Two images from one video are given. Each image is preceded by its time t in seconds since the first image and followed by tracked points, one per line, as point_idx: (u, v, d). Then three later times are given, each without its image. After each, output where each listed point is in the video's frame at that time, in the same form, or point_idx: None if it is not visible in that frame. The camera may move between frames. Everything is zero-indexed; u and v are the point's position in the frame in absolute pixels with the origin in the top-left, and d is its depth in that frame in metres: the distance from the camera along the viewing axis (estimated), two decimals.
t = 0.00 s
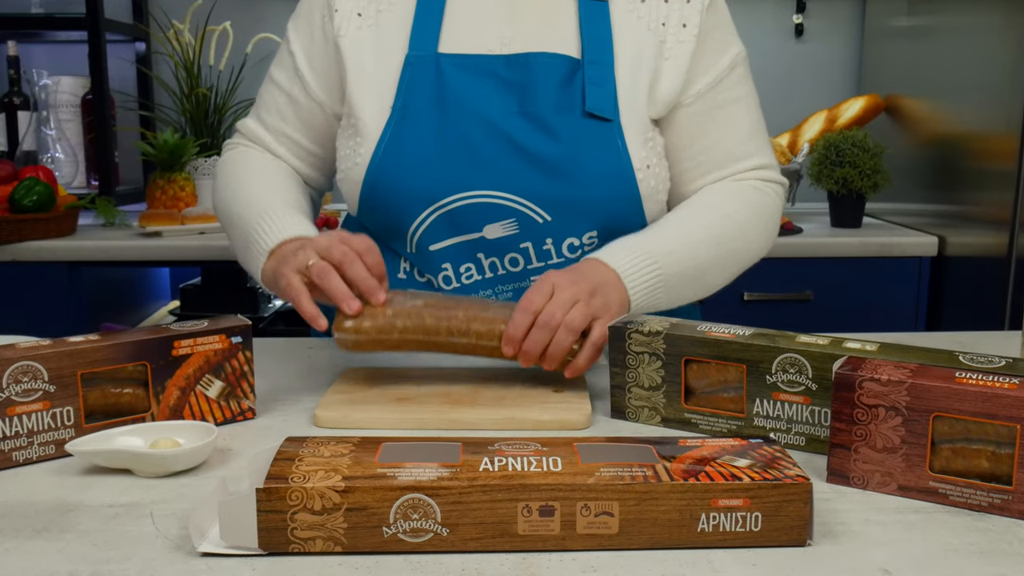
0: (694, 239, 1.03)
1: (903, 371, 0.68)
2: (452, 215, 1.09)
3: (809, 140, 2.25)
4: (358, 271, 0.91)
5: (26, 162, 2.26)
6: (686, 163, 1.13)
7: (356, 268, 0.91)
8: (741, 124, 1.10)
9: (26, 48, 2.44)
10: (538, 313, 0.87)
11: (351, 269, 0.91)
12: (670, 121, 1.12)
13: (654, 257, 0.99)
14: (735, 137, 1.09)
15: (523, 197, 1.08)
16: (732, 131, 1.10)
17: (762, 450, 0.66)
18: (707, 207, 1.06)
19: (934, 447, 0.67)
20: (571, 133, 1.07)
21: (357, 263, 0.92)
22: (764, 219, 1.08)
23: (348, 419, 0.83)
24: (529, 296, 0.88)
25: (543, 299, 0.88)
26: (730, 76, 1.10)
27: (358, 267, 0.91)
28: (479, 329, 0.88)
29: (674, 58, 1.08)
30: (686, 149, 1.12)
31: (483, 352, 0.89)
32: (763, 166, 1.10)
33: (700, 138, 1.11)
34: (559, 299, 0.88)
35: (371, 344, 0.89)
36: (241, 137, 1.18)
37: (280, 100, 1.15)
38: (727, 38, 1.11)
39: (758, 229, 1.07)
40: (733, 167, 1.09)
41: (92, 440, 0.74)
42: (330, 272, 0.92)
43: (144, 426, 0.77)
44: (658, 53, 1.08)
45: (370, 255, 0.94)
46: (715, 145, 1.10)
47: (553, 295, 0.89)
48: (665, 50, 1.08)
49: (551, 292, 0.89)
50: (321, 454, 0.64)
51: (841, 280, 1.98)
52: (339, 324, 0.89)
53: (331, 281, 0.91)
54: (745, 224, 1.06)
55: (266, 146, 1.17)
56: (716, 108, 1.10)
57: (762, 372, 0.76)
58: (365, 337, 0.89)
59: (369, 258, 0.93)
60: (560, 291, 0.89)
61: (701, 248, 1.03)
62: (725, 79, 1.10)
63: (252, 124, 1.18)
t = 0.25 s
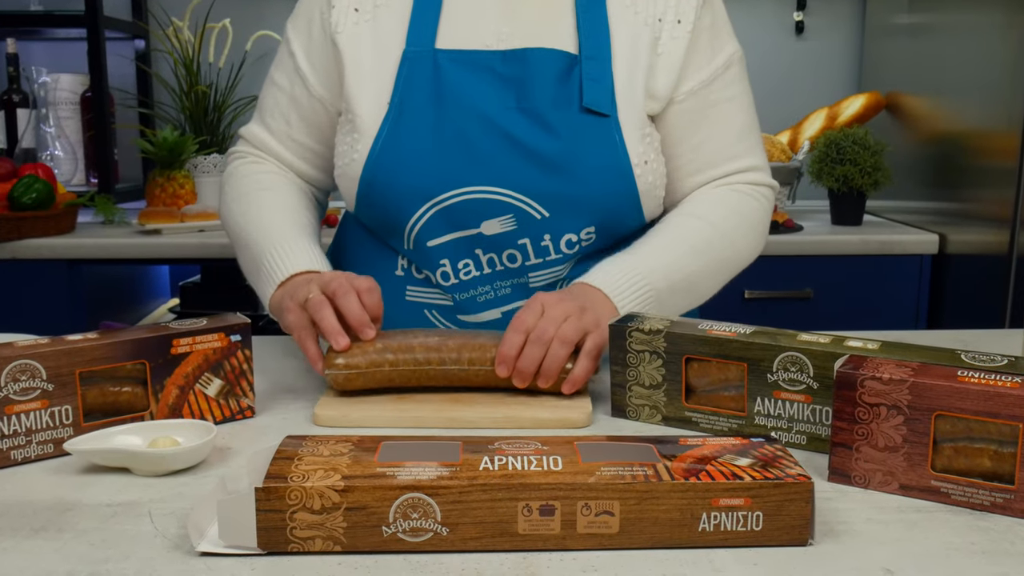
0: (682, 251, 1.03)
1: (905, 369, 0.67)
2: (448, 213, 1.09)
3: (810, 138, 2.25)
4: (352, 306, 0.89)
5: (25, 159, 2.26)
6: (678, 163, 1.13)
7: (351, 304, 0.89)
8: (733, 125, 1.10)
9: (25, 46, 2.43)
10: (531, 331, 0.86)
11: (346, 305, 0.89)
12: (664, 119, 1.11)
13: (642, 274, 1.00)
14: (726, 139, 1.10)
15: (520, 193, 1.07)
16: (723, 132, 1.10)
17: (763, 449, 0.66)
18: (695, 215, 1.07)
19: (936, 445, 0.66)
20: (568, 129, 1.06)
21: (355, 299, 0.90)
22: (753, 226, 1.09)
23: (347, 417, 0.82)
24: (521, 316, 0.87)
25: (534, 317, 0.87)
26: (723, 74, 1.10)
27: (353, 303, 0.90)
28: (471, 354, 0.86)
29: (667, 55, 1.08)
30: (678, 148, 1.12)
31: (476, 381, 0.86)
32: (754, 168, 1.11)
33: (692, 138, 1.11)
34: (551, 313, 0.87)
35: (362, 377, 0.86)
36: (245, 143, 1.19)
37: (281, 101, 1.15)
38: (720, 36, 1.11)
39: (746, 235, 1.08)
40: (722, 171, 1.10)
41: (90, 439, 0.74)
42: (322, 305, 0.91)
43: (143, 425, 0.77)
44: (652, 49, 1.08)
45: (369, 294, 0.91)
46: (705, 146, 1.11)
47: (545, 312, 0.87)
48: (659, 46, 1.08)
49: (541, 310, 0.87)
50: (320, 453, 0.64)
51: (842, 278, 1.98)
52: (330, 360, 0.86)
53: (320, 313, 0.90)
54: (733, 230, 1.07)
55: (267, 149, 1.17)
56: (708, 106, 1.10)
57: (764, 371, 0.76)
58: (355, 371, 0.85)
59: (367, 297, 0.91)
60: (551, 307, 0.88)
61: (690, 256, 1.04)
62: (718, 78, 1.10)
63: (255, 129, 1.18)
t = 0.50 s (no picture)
0: (681, 251, 1.03)
1: (906, 368, 0.67)
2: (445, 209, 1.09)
3: (810, 136, 2.25)
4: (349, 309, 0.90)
5: (25, 157, 2.26)
6: (677, 161, 1.12)
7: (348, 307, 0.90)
8: (732, 123, 1.10)
9: (24, 43, 2.43)
10: (526, 332, 0.86)
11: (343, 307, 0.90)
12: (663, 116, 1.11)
13: (639, 273, 0.99)
14: (724, 137, 1.09)
15: (519, 188, 1.07)
16: (722, 130, 1.09)
17: (764, 448, 0.66)
18: (693, 215, 1.07)
19: (937, 445, 0.66)
20: (567, 124, 1.06)
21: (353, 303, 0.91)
22: (751, 226, 1.09)
23: (346, 417, 0.82)
24: (516, 318, 0.87)
25: (530, 319, 0.87)
26: (723, 73, 1.09)
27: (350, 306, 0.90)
28: (467, 354, 0.85)
29: (666, 51, 1.07)
30: (677, 146, 1.12)
31: (472, 382, 0.86)
32: (752, 167, 1.10)
33: (691, 135, 1.10)
34: (547, 314, 0.87)
35: (359, 378, 0.85)
36: (243, 137, 1.18)
37: (280, 96, 1.15)
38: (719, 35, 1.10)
39: (744, 235, 1.08)
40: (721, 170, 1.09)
41: (88, 438, 0.74)
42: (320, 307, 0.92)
43: (142, 424, 0.77)
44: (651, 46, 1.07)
45: (365, 299, 0.92)
46: (704, 144, 1.10)
47: (541, 313, 0.87)
48: (658, 43, 1.07)
49: (536, 312, 0.88)
50: (319, 452, 0.63)
51: (842, 276, 1.98)
52: (328, 363, 0.86)
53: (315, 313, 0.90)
54: (731, 230, 1.07)
55: (266, 143, 1.16)
56: (707, 104, 1.09)
57: (765, 369, 0.76)
58: (351, 373, 0.85)
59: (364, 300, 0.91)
60: (547, 309, 0.88)
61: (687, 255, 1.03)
62: (718, 76, 1.09)
63: (253, 123, 1.18)
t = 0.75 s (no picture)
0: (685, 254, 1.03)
1: (908, 366, 0.67)
2: (442, 201, 1.09)
3: (812, 133, 2.25)
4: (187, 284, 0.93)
5: (24, 155, 2.25)
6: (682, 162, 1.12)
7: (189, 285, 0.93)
8: (739, 131, 1.10)
9: (24, 40, 2.42)
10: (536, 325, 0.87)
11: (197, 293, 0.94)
12: (668, 117, 1.10)
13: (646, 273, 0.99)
14: (732, 143, 1.09)
15: (518, 181, 1.07)
16: (729, 137, 1.09)
17: (765, 447, 0.65)
18: (698, 218, 1.07)
19: (939, 444, 0.66)
20: (567, 120, 1.06)
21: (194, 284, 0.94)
22: (754, 229, 1.09)
23: (345, 415, 0.82)
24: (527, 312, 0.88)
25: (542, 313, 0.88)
26: (729, 78, 1.09)
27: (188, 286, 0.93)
28: (467, 353, 0.85)
29: (674, 54, 1.07)
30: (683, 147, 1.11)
31: (472, 381, 0.86)
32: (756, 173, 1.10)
33: (698, 139, 1.10)
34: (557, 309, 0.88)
35: (359, 377, 0.85)
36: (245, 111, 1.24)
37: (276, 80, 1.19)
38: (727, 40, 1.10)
39: (745, 239, 1.08)
40: (726, 173, 1.09)
41: (87, 437, 0.73)
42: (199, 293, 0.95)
43: (140, 422, 0.76)
44: (656, 48, 1.06)
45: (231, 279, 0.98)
46: (710, 148, 1.10)
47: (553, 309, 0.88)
48: (664, 43, 1.07)
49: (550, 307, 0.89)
50: (318, 452, 0.63)
51: (843, 274, 1.98)
52: (328, 362, 0.85)
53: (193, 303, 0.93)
54: (733, 232, 1.07)
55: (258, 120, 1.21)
56: (717, 109, 1.09)
57: (766, 368, 0.76)
58: (351, 371, 0.85)
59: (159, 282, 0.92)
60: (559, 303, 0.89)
61: (690, 257, 1.03)
62: (727, 82, 1.09)
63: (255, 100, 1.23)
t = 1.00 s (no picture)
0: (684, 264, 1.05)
1: (910, 365, 0.67)
2: (435, 189, 1.08)
3: (812, 130, 2.24)
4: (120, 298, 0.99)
5: (23, 151, 2.25)
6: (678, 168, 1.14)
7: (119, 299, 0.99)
8: (733, 142, 1.13)
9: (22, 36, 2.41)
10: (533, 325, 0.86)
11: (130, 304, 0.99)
12: (665, 121, 1.12)
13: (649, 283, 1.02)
14: (727, 154, 1.12)
15: (511, 172, 1.07)
16: (726, 147, 1.12)
17: (767, 446, 0.65)
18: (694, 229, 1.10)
19: (942, 442, 0.65)
20: (565, 114, 1.06)
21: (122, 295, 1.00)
22: (745, 239, 1.12)
23: (344, 413, 0.81)
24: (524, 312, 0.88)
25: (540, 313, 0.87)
26: (727, 90, 1.11)
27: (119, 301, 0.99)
28: (466, 351, 0.85)
29: (675, 60, 1.07)
30: (678, 154, 1.13)
31: (471, 379, 0.85)
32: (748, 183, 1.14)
33: (695, 147, 1.12)
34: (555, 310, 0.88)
35: (358, 375, 0.84)
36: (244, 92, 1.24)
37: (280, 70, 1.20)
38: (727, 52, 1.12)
39: (738, 252, 1.11)
40: (720, 184, 1.12)
41: (85, 435, 0.73)
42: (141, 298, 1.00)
43: (138, 421, 0.76)
44: (654, 51, 1.07)
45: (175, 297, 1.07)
46: (707, 157, 1.12)
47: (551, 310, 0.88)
48: (666, 46, 1.07)
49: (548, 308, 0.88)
50: (317, 450, 0.63)
51: (844, 271, 1.97)
52: (326, 360, 0.85)
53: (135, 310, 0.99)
54: (727, 246, 1.10)
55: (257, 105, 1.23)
56: (717, 119, 1.11)
57: (767, 366, 0.75)
58: (350, 369, 0.84)
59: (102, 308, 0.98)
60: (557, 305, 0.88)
61: (691, 278, 1.05)
62: (725, 92, 1.11)
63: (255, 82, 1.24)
